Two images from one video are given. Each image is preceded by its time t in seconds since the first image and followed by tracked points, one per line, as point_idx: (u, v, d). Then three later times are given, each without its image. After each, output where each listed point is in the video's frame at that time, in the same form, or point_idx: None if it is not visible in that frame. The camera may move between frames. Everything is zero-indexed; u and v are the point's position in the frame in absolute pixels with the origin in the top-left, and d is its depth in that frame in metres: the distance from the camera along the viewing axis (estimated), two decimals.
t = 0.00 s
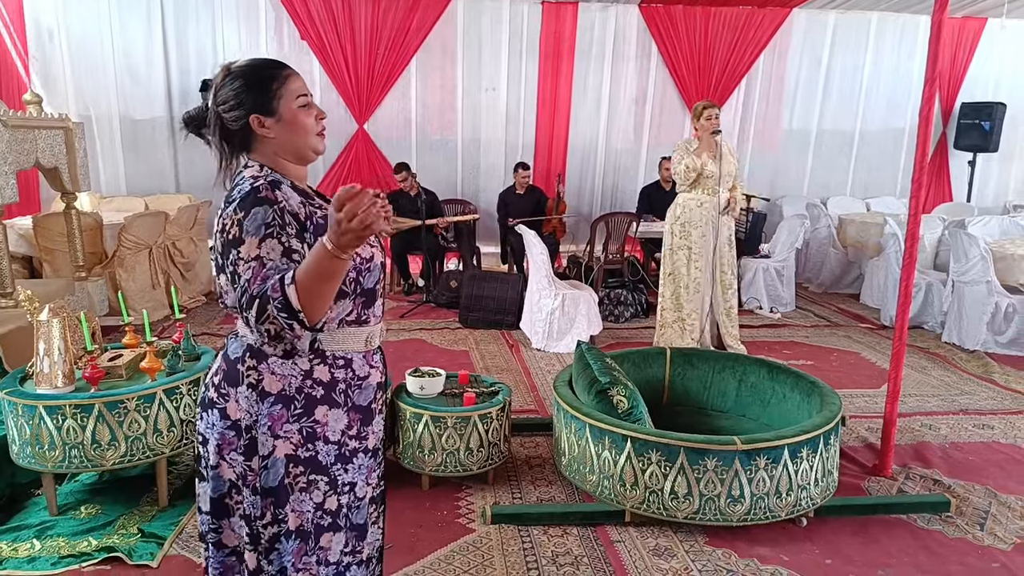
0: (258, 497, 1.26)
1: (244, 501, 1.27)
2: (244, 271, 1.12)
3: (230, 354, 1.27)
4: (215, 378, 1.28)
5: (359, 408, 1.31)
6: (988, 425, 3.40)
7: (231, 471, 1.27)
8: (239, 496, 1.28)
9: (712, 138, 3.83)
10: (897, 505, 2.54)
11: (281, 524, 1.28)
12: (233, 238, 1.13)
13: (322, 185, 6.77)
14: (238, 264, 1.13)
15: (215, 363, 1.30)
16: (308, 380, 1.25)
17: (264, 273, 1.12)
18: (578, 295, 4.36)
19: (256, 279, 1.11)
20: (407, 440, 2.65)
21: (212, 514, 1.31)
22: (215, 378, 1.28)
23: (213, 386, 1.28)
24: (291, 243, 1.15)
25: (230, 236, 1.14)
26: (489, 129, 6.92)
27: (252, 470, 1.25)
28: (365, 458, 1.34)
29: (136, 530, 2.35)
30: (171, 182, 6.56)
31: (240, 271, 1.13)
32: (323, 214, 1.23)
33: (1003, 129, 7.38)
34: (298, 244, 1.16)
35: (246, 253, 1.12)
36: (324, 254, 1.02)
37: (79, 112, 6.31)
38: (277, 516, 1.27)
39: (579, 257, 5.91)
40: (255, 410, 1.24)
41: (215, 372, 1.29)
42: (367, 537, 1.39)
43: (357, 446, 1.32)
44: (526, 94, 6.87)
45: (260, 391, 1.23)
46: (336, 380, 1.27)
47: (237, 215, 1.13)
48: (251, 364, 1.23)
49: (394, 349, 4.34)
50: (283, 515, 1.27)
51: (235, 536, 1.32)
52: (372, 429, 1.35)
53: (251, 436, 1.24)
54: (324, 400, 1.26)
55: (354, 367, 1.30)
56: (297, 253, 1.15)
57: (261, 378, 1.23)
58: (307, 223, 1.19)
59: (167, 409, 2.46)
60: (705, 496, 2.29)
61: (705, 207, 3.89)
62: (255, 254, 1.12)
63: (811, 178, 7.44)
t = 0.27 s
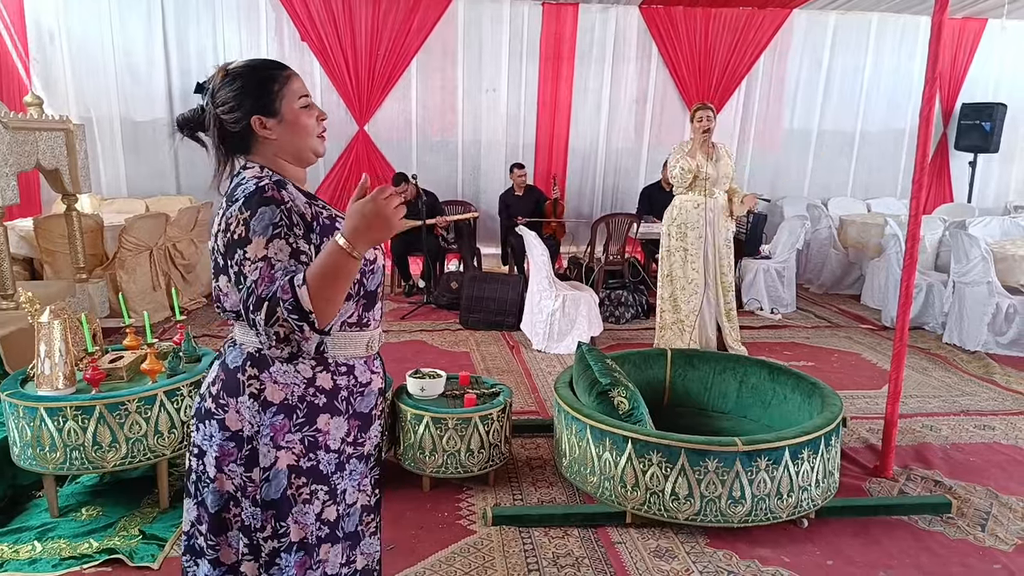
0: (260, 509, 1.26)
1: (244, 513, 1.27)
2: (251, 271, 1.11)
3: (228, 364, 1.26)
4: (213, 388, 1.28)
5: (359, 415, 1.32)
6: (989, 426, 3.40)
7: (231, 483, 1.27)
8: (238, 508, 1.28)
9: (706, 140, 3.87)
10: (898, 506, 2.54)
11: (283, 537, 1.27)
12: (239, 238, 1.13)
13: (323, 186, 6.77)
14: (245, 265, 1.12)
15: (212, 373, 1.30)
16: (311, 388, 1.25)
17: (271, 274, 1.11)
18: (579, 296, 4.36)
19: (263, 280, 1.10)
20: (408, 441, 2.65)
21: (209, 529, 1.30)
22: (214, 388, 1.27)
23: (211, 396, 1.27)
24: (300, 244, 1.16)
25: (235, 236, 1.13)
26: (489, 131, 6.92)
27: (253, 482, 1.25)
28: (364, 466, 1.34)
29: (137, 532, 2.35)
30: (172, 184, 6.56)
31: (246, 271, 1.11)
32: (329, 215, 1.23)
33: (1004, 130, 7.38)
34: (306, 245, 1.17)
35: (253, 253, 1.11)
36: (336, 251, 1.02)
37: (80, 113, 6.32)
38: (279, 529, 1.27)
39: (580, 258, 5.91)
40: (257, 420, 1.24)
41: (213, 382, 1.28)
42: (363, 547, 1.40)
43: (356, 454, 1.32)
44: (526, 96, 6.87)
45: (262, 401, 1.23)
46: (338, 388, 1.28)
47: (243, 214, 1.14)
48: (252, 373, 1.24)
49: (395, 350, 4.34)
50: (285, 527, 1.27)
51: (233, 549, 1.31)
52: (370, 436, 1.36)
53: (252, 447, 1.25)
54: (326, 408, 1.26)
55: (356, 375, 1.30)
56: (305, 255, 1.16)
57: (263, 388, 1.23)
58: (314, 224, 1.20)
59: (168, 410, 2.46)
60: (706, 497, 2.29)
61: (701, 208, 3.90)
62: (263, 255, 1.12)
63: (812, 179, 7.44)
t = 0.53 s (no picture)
0: (268, 510, 1.26)
1: (253, 515, 1.27)
2: (258, 280, 1.11)
3: (234, 366, 1.26)
4: (218, 391, 1.27)
5: (365, 414, 1.33)
6: (992, 424, 3.40)
7: (239, 485, 1.27)
8: (246, 511, 1.28)
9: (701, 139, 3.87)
10: (900, 504, 2.54)
11: (292, 538, 1.27)
12: (242, 247, 1.13)
13: (324, 185, 6.77)
14: (250, 274, 1.12)
15: (216, 376, 1.30)
16: (318, 388, 1.25)
17: (279, 281, 1.11)
18: (580, 295, 4.36)
19: (271, 288, 1.10)
20: (410, 441, 2.65)
21: (218, 532, 1.29)
22: (219, 392, 1.27)
23: (216, 399, 1.27)
24: (303, 249, 1.16)
25: (238, 244, 1.13)
26: (490, 130, 6.92)
27: (261, 483, 1.25)
28: (370, 464, 1.36)
29: (140, 531, 2.36)
30: (173, 184, 6.57)
31: (253, 281, 1.12)
32: (329, 217, 1.23)
33: (1006, 128, 7.37)
34: (308, 250, 1.17)
35: (258, 261, 1.11)
36: (347, 258, 1.05)
37: (81, 114, 6.32)
38: (288, 530, 1.26)
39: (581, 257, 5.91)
40: (264, 422, 1.24)
41: (218, 385, 1.28)
42: (372, 545, 1.41)
43: (363, 452, 1.33)
44: (527, 95, 6.87)
45: (269, 402, 1.23)
46: (344, 387, 1.28)
47: (245, 222, 1.13)
48: (259, 375, 1.24)
49: (397, 350, 4.35)
50: (294, 529, 1.26)
51: (242, 552, 1.31)
52: (376, 435, 1.37)
53: (260, 449, 1.24)
54: (332, 408, 1.27)
55: (361, 374, 1.31)
56: (310, 259, 1.16)
57: (270, 389, 1.23)
58: (314, 228, 1.20)
59: (171, 410, 2.47)
60: (708, 496, 2.29)
61: (698, 206, 3.91)
62: (268, 263, 1.12)
63: (813, 178, 7.44)
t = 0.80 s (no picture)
0: (270, 504, 1.27)
1: (256, 508, 1.28)
2: (252, 283, 1.12)
3: (236, 362, 1.27)
4: (222, 387, 1.29)
5: (367, 409, 1.32)
6: (995, 425, 3.39)
7: (242, 480, 1.27)
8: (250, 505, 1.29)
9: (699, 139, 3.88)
10: (903, 505, 2.54)
11: (293, 532, 1.27)
12: (240, 249, 1.13)
13: (326, 186, 6.78)
14: (246, 277, 1.12)
15: (221, 372, 1.31)
16: (318, 384, 1.25)
17: (272, 286, 1.11)
18: (582, 295, 4.36)
19: (263, 292, 1.11)
20: (412, 441, 2.65)
21: (223, 526, 1.31)
22: (223, 387, 1.29)
23: (220, 395, 1.28)
24: (300, 255, 1.16)
25: (237, 246, 1.14)
26: (492, 130, 6.92)
27: (263, 478, 1.26)
28: (377, 461, 1.34)
29: (142, 531, 2.36)
30: (176, 184, 6.58)
31: (248, 283, 1.12)
32: (330, 221, 1.24)
33: (1008, 128, 7.36)
34: (307, 255, 1.17)
35: (254, 265, 1.12)
36: (335, 270, 1.02)
37: (84, 114, 6.33)
38: (289, 524, 1.27)
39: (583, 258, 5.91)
40: (265, 416, 1.25)
41: (222, 381, 1.29)
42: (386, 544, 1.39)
43: (368, 448, 1.32)
44: (529, 95, 6.87)
45: (270, 398, 1.24)
46: (345, 382, 1.28)
47: (245, 225, 1.14)
48: (260, 371, 1.24)
49: (398, 350, 4.35)
50: (295, 523, 1.27)
51: (247, 545, 1.32)
52: (380, 430, 1.36)
53: (262, 443, 1.25)
54: (333, 403, 1.27)
55: (362, 369, 1.30)
56: (305, 264, 1.16)
57: (270, 385, 1.24)
58: (315, 231, 1.20)
59: (174, 410, 2.47)
60: (710, 496, 2.28)
61: (697, 207, 3.91)
62: (263, 267, 1.12)
63: (815, 178, 7.43)
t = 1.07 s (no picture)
0: (272, 491, 1.27)
1: (259, 496, 1.28)
2: (252, 280, 1.12)
3: (243, 352, 1.27)
4: (229, 375, 1.29)
5: (370, 401, 1.32)
6: (996, 424, 3.39)
7: (247, 468, 1.27)
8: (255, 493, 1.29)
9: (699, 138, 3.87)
10: (904, 505, 2.53)
11: (294, 519, 1.28)
12: (240, 247, 1.13)
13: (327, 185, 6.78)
14: (246, 274, 1.13)
15: (228, 360, 1.31)
16: (322, 375, 1.26)
17: (272, 282, 1.12)
18: (583, 295, 4.35)
19: (264, 288, 1.12)
20: (413, 440, 2.65)
21: (228, 512, 1.31)
22: (229, 375, 1.29)
23: (227, 383, 1.28)
24: (298, 251, 1.17)
25: (238, 244, 1.14)
26: (493, 130, 6.91)
27: (267, 465, 1.26)
28: (380, 451, 1.34)
29: (143, 530, 2.36)
30: (177, 183, 6.58)
31: (247, 280, 1.13)
32: (329, 218, 1.23)
33: (1010, 127, 7.34)
34: (305, 252, 1.18)
35: (254, 263, 1.12)
36: (332, 266, 1.03)
37: (85, 113, 6.33)
38: (291, 511, 1.27)
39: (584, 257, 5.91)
40: (269, 405, 1.25)
41: (229, 369, 1.29)
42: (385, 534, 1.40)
43: (372, 439, 1.32)
44: (530, 95, 6.86)
45: (274, 387, 1.24)
46: (348, 374, 1.28)
47: (245, 223, 1.14)
48: (265, 361, 1.24)
49: (399, 349, 4.35)
50: (297, 510, 1.27)
51: (249, 533, 1.32)
52: (384, 422, 1.36)
53: (266, 431, 1.25)
54: (336, 394, 1.27)
55: (365, 361, 1.30)
56: (304, 261, 1.17)
57: (275, 375, 1.24)
58: (314, 228, 1.20)
59: (174, 409, 2.47)
60: (711, 496, 2.28)
61: (697, 206, 3.91)
62: (262, 264, 1.12)
63: (817, 177, 7.42)
